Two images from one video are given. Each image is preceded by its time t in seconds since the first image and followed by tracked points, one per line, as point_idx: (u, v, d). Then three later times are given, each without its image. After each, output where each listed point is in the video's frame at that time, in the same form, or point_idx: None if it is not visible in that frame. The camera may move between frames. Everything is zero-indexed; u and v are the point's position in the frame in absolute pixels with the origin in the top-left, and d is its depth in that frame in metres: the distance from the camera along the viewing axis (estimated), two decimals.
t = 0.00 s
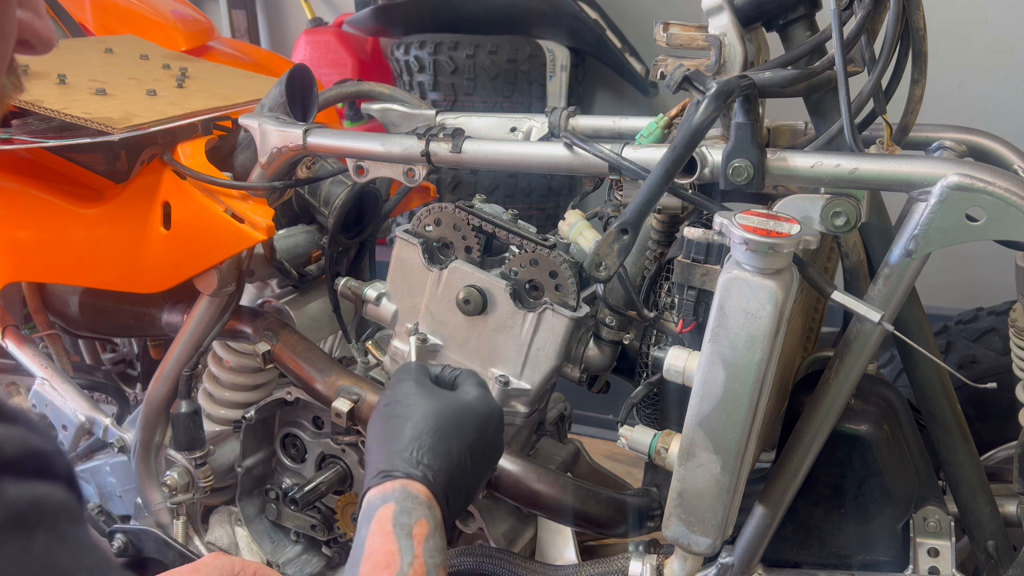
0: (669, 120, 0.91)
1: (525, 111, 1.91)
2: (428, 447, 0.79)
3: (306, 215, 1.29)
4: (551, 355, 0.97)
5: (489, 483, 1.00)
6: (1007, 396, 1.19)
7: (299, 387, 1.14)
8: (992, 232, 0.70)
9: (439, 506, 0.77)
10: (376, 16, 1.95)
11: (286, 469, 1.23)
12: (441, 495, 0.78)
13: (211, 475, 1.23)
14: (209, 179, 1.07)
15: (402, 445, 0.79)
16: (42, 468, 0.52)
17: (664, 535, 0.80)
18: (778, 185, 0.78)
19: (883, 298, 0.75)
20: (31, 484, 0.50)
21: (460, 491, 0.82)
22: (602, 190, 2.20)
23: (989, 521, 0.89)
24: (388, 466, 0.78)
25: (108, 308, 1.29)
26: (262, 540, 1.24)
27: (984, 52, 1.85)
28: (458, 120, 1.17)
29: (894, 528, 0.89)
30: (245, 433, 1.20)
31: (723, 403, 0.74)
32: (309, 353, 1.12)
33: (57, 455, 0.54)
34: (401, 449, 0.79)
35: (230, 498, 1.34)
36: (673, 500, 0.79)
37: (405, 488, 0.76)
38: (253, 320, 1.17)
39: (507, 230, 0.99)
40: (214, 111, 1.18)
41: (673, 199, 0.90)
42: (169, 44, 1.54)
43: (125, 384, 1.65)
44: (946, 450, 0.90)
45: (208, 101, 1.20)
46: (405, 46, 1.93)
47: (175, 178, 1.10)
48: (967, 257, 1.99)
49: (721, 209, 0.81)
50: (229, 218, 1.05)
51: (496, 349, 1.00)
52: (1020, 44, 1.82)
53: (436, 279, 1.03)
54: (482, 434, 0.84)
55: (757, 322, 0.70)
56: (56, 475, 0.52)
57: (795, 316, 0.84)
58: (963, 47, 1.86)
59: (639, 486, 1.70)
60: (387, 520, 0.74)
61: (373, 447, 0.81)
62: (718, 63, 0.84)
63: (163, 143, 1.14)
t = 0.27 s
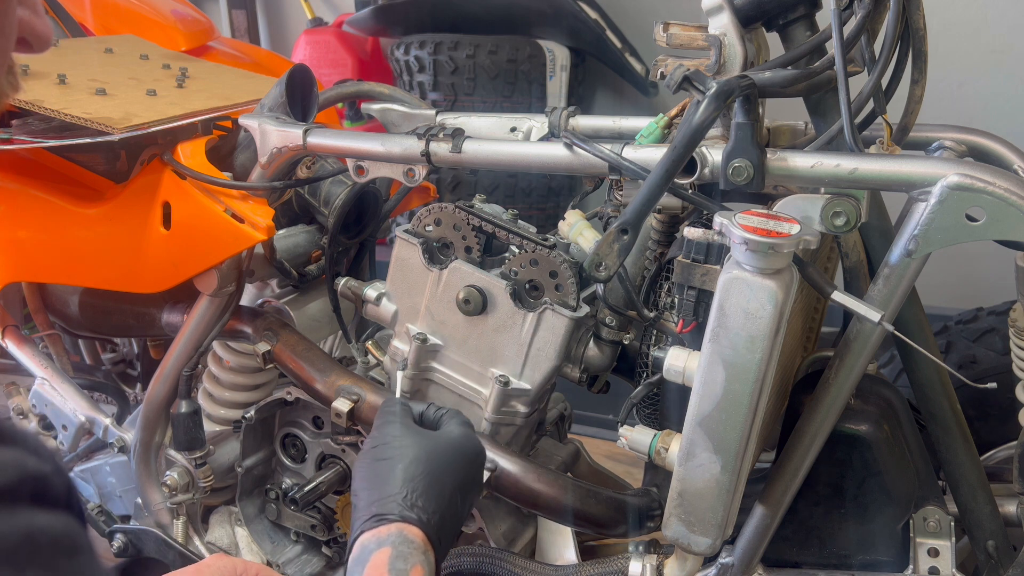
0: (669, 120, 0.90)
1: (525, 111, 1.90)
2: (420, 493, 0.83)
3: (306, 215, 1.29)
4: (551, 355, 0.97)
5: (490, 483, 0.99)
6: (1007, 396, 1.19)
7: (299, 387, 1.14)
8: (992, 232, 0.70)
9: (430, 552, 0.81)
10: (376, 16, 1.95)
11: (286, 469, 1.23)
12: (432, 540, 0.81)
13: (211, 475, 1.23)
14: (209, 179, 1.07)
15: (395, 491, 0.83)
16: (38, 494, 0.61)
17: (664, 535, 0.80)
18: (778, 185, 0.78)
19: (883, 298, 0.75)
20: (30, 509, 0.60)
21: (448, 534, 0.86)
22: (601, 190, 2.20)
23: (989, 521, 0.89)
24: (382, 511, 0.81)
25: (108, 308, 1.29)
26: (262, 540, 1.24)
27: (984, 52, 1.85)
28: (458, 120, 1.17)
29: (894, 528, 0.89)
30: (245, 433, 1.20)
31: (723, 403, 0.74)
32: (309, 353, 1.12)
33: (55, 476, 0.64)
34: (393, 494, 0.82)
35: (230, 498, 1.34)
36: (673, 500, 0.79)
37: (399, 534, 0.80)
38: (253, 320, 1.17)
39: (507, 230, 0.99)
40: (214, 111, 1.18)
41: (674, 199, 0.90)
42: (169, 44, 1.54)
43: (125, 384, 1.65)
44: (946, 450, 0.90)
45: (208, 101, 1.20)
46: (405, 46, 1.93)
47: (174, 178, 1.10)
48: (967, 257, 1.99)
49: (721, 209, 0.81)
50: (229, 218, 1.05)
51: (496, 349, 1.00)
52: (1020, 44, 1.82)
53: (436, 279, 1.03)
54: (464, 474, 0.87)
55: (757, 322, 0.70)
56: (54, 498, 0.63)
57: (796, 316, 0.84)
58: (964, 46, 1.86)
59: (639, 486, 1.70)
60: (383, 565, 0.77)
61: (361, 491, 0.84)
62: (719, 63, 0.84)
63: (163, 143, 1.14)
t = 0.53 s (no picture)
0: (669, 120, 0.91)
1: (525, 111, 1.90)
2: None
3: (306, 215, 1.29)
4: (551, 355, 0.97)
5: (489, 484, 0.99)
6: (1007, 396, 1.19)
7: (299, 387, 1.14)
8: (992, 233, 0.70)
9: None
10: (375, 16, 1.95)
11: (286, 469, 1.23)
12: None
13: (211, 475, 1.23)
14: (209, 180, 1.07)
15: None
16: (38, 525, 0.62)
17: (664, 535, 0.80)
18: (778, 185, 0.78)
19: (883, 298, 0.75)
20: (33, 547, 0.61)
21: None
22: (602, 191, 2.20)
23: (989, 521, 0.89)
24: None
25: (108, 308, 1.29)
26: (262, 540, 1.24)
27: (984, 52, 1.85)
28: (458, 120, 1.17)
29: (894, 528, 0.89)
30: (245, 433, 1.20)
31: (723, 404, 0.74)
32: (309, 353, 1.12)
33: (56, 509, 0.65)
34: None
35: (230, 498, 1.34)
36: (673, 500, 0.79)
37: None
38: (253, 319, 1.17)
39: (507, 230, 0.99)
40: (214, 111, 1.18)
41: (674, 199, 0.90)
42: (169, 44, 1.55)
43: (125, 384, 1.65)
44: (946, 450, 0.90)
45: (208, 101, 1.20)
46: (405, 46, 1.93)
47: (174, 178, 1.10)
48: (967, 257, 1.99)
49: (721, 209, 0.81)
50: (229, 218, 1.05)
51: (496, 349, 1.00)
52: (1020, 44, 1.82)
53: (436, 279, 1.03)
54: None
55: (757, 322, 0.70)
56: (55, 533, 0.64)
57: (796, 316, 0.84)
58: (963, 46, 1.86)
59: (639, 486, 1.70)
60: None
61: None
62: (719, 63, 0.84)
63: (163, 143, 1.14)
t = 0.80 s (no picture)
0: (669, 120, 0.91)
1: (525, 111, 1.90)
2: None
3: (306, 215, 1.29)
4: (551, 355, 0.97)
5: (489, 484, 0.98)
6: (1007, 396, 1.19)
7: (299, 387, 1.14)
8: (992, 232, 0.70)
9: None
10: (375, 16, 1.95)
11: (286, 469, 1.23)
12: None
13: (211, 475, 1.23)
14: (209, 180, 1.07)
15: None
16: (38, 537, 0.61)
17: (664, 535, 0.80)
18: (778, 184, 0.78)
19: (883, 298, 0.75)
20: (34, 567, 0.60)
21: None
22: (602, 191, 2.20)
23: (989, 521, 0.89)
24: None
25: (108, 308, 1.29)
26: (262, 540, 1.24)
27: (984, 52, 1.85)
28: (458, 120, 1.17)
29: (894, 528, 0.89)
30: (245, 433, 1.20)
31: (723, 404, 0.74)
32: (309, 353, 1.12)
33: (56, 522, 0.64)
34: None
35: (230, 498, 1.34)
36: (673, 500, 0.79)
37: None
38: (253, 319, 1.17)
39: (507, 230, 0.99)
40: (214, 111, 1.18)
41: (674, 199, 0.90)
42: (169, 44, 1.55)
43: (125, 384, 1.65)
44: (946, 450, 0.90)
45: (207, 101, 1.20)
46: (405, 46, 1.93)
47: (174, 178, 1.10)
48: (967, 257, 1.99)
49: (721, 209, 0.81)
50: (229, 218, 1.05)
51: (496, 349, 1.00)
52: (1020, 44, 1.82)
53: (436, 279, 1.03)
54: None
55: (757, 322, 0.70)
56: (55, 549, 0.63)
57: (795, 316, 0.84)
58: (963, 46, 1.86)
59: (639, 486, 1.70)
60: None
61: None
62: (719, 63, 0.84)
63: (163, 143, 1.14)
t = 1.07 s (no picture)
0: (669, 120, 0.91)
1: (525, 111, 1.90)
2: None
3: (306, 215, 1.29)
4: (551, 355, 0.97)
5: (489, 484, 0.98)
6: (1007, 396, 1.19)
7: (299, 387, 1.14)
8: (992, 232, 0.70)
9: None
10: (376, 16, 1.95)
11: (286, 469, 1.23)
12: None
13: (211, 475, 1.23)
14: (209, 179, 1.07)
15: None
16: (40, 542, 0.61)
17: (664, 535, 0.80)
18: (778, 185, 0.78)
19: (883, 298, 0.75)
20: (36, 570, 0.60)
21: None
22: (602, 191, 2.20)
23: (989, 521, 0.89)
24: None
25: (108, 308, 1.29)
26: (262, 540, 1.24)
27: (984, 52, 1.85)
28: (458, 120, 1.17)
29: (894, 528, 0.89)
30: (246, 433, 1.20)
31: (723, 404, 0.74)
32: (309, 353, 1.12)
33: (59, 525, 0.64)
34: None
35: (230, 498, 1.34)
36: (673, 500, 0.79)
37: None
38: (253, 319, 1.17)
39: (507, 230, 0.99)
40: (214, 111, 1.18)
41: (674, 199, 0.90)
42: (169, 44, 1.55)
43: (125, 384, 1.65)
44: (946, 450, 0.90)
45: (207, 101, 1.20)
46: (405, 47, 1.93)
47: (174, 178, 1.10)
48: (967, 257, 1.99)
49: (721, 209, 0.81)
50: (229, 218, 1.05)
51: (496, 349, 1.00)
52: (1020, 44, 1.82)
53: (436, 279, 1.03)
54: None
55: (757, 322, 0.70)
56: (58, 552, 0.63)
57: (795, 317, 0.84)
58: (963, 47, 1.86)
59: (639, 486, 1.70)
60: None
61: None
62: (719, 63, 0.84)
63: (163, 143, 1.14)
